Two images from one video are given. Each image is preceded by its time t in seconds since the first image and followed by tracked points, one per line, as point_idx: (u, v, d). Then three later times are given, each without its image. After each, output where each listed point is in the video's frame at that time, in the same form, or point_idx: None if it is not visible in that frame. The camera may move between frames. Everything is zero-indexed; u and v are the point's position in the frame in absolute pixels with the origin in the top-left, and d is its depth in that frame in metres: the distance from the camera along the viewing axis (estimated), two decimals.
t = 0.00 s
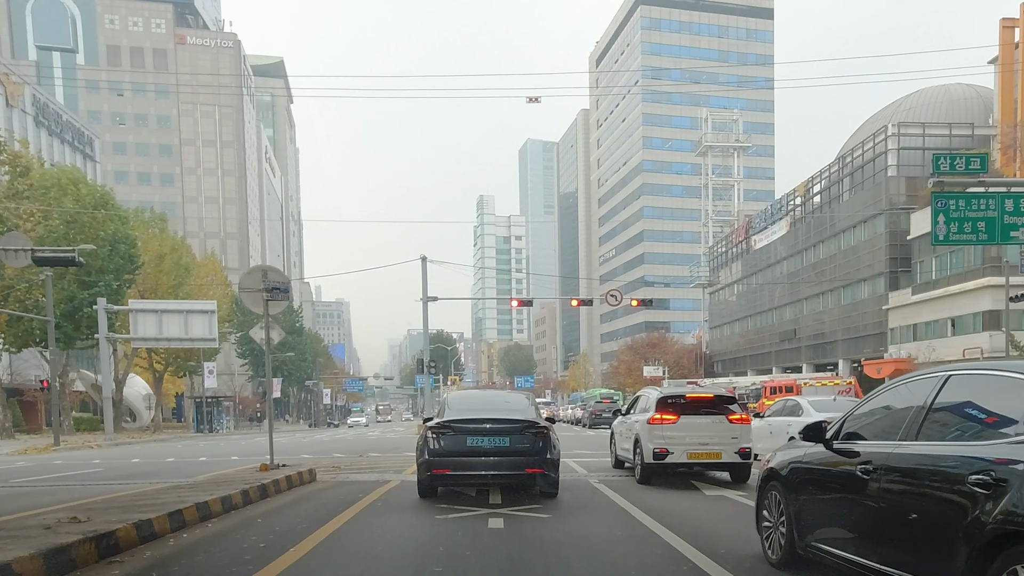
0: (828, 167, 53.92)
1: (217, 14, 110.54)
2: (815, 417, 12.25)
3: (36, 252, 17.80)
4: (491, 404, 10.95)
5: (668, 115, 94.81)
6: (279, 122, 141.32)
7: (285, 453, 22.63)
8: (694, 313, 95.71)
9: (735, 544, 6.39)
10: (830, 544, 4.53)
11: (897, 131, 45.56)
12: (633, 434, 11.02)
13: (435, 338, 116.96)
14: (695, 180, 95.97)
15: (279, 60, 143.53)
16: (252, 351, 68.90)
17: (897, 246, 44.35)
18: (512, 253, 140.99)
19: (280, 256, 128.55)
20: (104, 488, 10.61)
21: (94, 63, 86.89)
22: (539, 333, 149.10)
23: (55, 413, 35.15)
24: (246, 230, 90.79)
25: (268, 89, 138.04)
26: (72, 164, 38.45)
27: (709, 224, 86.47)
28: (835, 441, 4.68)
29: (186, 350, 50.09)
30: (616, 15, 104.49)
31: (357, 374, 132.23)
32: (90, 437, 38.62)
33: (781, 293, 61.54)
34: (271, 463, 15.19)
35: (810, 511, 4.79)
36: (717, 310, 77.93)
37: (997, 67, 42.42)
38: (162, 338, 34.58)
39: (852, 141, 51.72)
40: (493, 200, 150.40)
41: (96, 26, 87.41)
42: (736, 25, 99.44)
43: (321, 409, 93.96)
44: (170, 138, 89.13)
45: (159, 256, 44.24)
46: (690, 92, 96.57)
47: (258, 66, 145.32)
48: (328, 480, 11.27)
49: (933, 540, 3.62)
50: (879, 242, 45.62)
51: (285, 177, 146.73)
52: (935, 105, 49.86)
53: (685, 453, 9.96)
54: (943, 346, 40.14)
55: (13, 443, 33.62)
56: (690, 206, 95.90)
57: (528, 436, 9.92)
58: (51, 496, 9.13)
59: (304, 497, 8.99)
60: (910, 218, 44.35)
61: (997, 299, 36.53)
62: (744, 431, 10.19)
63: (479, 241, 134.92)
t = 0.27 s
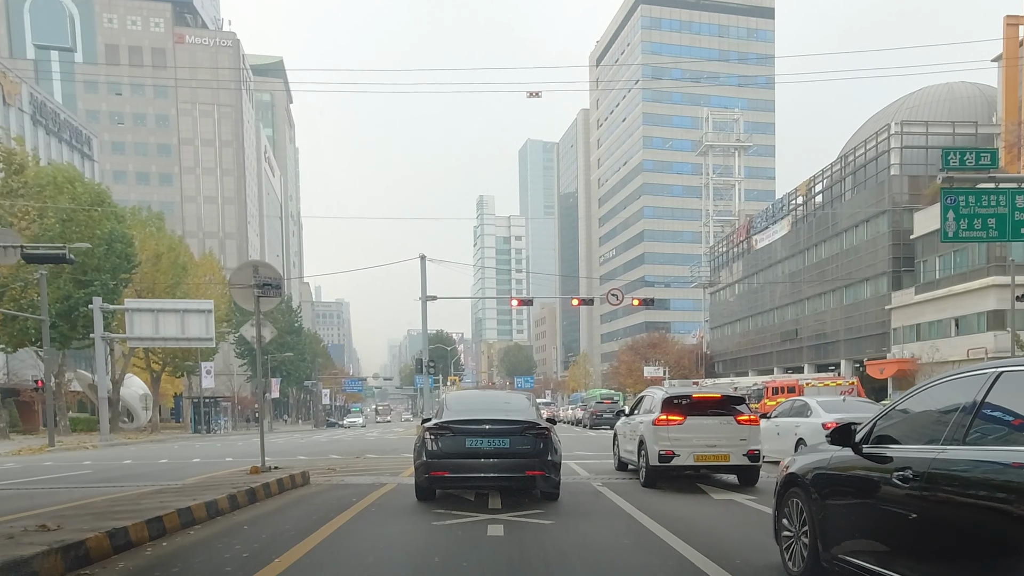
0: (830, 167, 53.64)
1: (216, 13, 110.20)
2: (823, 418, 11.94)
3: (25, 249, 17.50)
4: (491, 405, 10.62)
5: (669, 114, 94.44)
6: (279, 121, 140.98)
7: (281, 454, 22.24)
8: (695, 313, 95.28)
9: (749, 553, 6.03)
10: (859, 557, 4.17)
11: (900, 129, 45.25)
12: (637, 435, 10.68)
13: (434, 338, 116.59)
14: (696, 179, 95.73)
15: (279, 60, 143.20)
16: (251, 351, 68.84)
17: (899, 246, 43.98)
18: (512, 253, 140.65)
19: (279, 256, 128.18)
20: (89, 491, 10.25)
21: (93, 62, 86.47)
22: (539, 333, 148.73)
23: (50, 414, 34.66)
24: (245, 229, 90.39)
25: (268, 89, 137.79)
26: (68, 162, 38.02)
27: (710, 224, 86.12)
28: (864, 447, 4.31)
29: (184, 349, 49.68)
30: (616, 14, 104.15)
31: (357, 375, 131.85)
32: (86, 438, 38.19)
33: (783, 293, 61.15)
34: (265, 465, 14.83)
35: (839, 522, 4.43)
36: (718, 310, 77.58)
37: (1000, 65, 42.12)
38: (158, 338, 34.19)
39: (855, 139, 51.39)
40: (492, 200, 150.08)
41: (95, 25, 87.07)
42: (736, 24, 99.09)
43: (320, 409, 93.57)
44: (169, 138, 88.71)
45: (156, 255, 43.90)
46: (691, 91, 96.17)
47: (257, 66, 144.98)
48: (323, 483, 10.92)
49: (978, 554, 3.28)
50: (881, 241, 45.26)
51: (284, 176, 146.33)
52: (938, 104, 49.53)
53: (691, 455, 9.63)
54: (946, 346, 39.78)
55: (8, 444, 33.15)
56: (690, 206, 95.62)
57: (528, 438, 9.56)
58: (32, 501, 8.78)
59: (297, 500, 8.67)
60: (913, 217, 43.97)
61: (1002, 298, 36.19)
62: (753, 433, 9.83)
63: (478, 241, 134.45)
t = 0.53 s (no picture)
0: (832, 166, 53.31)
1: (216, 12, 109.87)
2: (832, 418, 11.59)
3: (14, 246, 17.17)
4: (491, 405, 10.29)
5: (669, 114, 94.11)
6: (278, 121, 140.61)
7: (277, 455, 21.89)
8: (696, 313, 94.93)
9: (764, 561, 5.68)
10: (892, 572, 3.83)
11: (903, 127, 44.87)
12: (641, 437, 10.34)
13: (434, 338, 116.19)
14: (696, 179, 95.53)
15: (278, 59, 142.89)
16: (249, 351, 68.53)
17: (902, 245, 43.61)
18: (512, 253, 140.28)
19: (278, 256, 127.78)
20: (74, 494, 9.90)
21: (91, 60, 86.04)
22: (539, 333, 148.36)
23: (45, 414, 34.18)
24: (244, 229, 90.00)
25: (267, 89, 137.38)
26: (64, 159, 37.66)
27: (711, 223, 85.76)
28: (900, 452, 3.95)
29: (181, 349, 49.33)
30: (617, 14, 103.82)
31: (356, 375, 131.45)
32: (82, 438, 37.83)
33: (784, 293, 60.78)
34: (259, 467, 14.49)
35: (869, 534, 4.09)
36: (718, 310, 77.31)
37: (1004, 62, 41.81)
38: (154, 337, 33.85)
39: (857, 138, 51.05)
40: (492, 200, 149.77)
41: (93, 24, 86.82)
42: (737, 24, 98.85)
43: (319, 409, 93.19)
44: (168, 137, 88.36)
45: (153, 254, 43.53)
46: (692, 90, 95.85)
47: (257, 65, 144.62)
48: (316, 486, 10.58)
49: None
50: (884, 241, 44.92)
51: (284, 176, 145.96)
52: (941, 102, 49.18)
53: (698, 457, 9.29)
54: (950, 346, 39.41)
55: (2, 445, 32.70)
56: (691, 206, 95.35)
57: (529, 439, 9.22)
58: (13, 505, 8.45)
59: (287, 504, 8.33)
60: (916, 216, 43.63)
61: (1007, 298, 35.84)
62: (762, 434, 9.49)
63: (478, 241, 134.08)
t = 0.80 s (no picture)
0: (834, 164, 52.96)
1: (214, 11, 109.54)
2: (841, 418, 11.25)
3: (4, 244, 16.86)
4: (490, 405, 9.97)
5: (670, 113, 93.82)
6: (278, 121, 140.30)
7: (273, 456, 21.52)
8: (697, 313, 94.64)
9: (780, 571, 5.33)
10: None
11: (906, 125, 44.54)
12: (646, 438, 10.01)
13: (434, 339, 115.80)
14: (697, 179, 95.26)
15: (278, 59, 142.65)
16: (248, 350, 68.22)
17: (906, 244, 43.25)
18: (512, 253, 139.88)
19: (278, 256, 127.37)
20: (59, 496, 9.59)
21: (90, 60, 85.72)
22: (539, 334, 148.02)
23: (39, 415, 33.67)
24: (243, 229, 89.67)
25: (266, 89, 137.12)
26: (60, 158, 37.32)
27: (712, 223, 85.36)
28: (936, 455, 3.65)
29: (179, 349, 49.07)
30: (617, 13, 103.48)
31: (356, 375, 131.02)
32: (79, 439, 37.52)
33: (786, 293, 60.39)
34: (253, 469, 14.16)
35: (903, 545, 3.77)
36: (719, 310, 77.06)
37: (1008, 60, 41.50)
38: (151, 337, 33.56)
39: (859, 137, 50.74)
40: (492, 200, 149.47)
41: (92, 23, 86.58)
42: (737, 23, 98.51)
43: (318, 410, 92.78)
44: (166, 136, 88.04)
45: (150, 253, 43.15)
46: (692, 90, 95.61)
47: (256, 65, 144.31)
48: (310, 489, 10.25)
49: None
50: (887, 240, 44.56)
51: (283, 176, 145.59)
52: (945, 100, 48.87)
53: (705, 459, 8.98)
54: (954, 346, 39.06)
55: None
56: (691, 206, 95.15)
57: (530, 441, 8.89)
58: None
59: (278, 508, 8.00)
60: (919, 215, 43.28)
61: (1011, 297, 35.49)
62: (771, 435, 9.18)
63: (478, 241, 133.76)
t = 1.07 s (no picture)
0: (836, 163, 52.63)
1: (213, 10, 109.24)
2: (850, 418, 10.95)
3: None
4: (490, 406, 9.67)
5: (671, 113, 93.56)
6: (278, 121, 140.02)
7: (270, 457, 21.19)
8: (697, 313, 94.30)
9: None
10: None
11: (909, 123, 44.21)
12: (651, 440, 9.72)
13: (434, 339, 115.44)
14: (698, 178, 94.98)
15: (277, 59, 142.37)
16: (247, 350, 67.97)
17: (908, 243, 42.91)
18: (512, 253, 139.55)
19: (277, 256, 126.95)
20: (42, 500, 9.27)
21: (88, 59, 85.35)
22: (539, 334, 147.69)
23: (34, 416, 33.25)
24: (242, 229, 89.32)
25: (265, 88, 136.84)
26: (57, 157, 37.00)
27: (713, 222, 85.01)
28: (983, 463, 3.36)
29: (177, 349, 48.71)
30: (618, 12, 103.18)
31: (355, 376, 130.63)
32: (76, 439, 37.18)
33: (788, 292, 60.03)
34: (248, 471, 13.83)
35: (945, 559, 3.46)
36: (720, 310, 76.77)
37: (1011, 57, 41.21)
38: (148, 337, 33.22)
39: (861, 135, 50.43)
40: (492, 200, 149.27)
41: (90, 22, 86.24)
42: (738, 22, 98.15)
43: (317, 410, 92.43)
44: (165, 135, 87.72)
45: (148, 252, 42.82)
46: (693, 89, 95.33)
47: (255, 65, 143.97)
48: (303, 492, 9.92)
49: None
50: (890, 238, 44.26)
51: (282, 176, 145.21)
52: (948, 98, 48.54)
53: (713, 462, 8.68)
54: (958, 345, 38.75)
55: None
56: (692, 206, 94.91)
57: (530, 443, 8.58)
58: None
59: (267, 513, 7.69)
60: (922, 213, 42.96)
61: (1015, 297, 35.21)
62: (781, 437, 8.87)
63: (478, 241, 133.42)
